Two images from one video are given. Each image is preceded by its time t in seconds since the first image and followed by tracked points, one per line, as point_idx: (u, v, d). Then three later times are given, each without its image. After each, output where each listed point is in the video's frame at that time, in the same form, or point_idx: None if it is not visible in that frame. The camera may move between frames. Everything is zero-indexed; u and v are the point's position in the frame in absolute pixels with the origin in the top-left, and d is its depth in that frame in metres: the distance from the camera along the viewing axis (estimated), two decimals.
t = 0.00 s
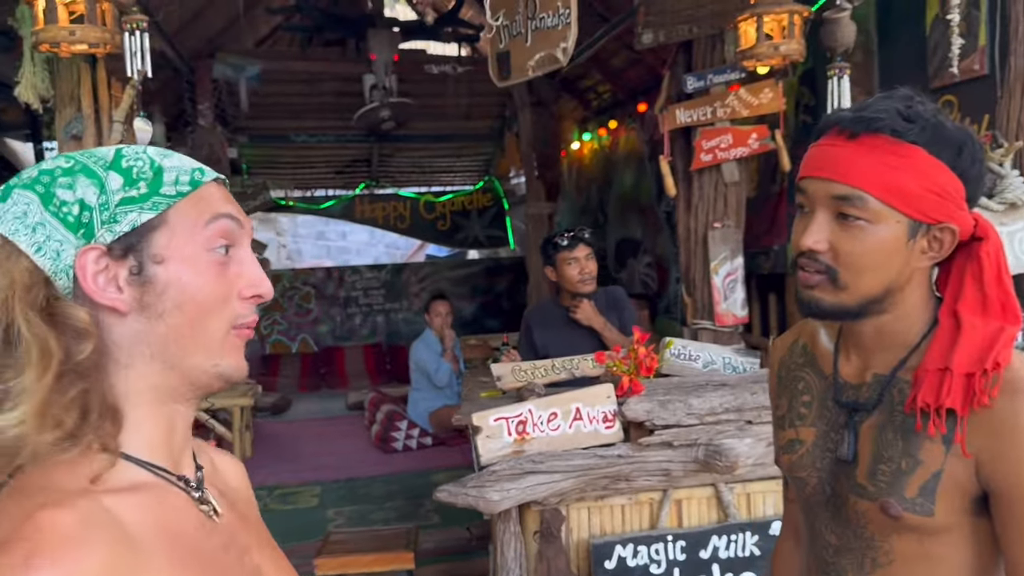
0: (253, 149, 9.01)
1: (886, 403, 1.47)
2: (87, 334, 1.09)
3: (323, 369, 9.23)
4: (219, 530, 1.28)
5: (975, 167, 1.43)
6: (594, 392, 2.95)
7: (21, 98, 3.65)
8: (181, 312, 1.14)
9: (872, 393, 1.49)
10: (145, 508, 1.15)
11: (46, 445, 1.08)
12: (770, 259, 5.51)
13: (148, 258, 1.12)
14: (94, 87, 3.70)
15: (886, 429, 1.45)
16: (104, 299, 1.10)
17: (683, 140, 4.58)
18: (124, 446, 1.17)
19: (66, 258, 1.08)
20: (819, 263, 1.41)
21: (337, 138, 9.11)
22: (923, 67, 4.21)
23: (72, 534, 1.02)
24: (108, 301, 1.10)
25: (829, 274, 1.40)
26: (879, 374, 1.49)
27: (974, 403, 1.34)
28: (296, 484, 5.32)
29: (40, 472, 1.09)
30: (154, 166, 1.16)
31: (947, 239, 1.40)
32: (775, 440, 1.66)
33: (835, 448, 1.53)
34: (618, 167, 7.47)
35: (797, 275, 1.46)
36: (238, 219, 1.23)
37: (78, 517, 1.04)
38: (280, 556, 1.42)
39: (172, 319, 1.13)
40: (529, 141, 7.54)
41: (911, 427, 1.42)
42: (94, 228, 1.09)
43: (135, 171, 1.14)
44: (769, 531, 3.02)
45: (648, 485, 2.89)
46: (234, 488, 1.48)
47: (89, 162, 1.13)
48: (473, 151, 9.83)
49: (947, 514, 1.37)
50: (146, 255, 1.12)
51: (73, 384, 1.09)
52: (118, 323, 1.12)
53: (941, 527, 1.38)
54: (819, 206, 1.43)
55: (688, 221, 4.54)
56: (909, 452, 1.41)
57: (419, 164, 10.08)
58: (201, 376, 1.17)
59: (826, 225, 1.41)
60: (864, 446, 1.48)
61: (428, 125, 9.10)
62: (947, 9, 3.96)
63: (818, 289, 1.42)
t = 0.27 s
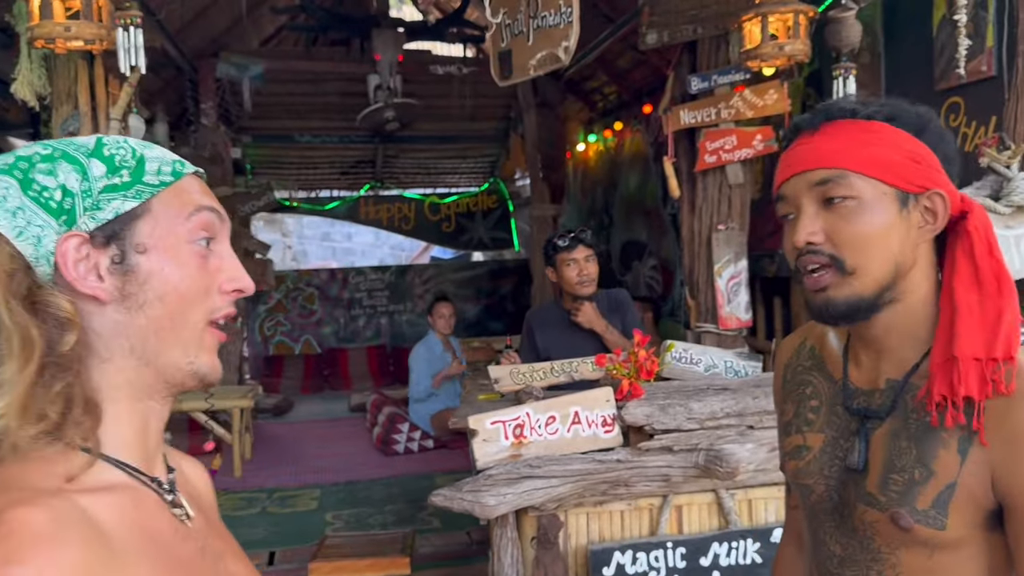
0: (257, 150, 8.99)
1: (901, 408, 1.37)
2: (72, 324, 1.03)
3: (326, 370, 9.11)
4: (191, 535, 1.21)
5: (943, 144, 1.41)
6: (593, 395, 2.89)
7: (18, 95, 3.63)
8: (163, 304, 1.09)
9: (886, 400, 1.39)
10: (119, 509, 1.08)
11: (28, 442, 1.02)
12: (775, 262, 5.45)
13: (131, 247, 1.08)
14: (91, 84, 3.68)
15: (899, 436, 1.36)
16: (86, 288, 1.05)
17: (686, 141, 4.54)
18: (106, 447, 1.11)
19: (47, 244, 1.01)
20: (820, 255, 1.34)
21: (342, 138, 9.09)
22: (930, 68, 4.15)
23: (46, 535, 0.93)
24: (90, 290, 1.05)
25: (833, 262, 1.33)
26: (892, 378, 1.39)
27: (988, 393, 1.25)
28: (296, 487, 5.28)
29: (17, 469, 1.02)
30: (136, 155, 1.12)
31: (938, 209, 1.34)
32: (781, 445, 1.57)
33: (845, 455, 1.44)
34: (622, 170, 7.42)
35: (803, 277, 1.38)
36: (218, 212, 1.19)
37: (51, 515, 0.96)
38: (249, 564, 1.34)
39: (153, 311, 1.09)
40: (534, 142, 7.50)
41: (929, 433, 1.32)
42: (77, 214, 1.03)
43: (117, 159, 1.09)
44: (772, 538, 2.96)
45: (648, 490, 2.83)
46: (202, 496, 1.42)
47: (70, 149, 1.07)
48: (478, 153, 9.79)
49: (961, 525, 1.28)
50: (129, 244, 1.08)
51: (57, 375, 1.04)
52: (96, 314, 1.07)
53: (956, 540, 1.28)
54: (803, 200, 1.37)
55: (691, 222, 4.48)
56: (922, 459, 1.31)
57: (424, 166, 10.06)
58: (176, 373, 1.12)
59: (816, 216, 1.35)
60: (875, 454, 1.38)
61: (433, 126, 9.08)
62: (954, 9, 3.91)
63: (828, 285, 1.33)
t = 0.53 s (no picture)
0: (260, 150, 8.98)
1: (890, 402, 1.37)
2: (77, 313, 1.02)
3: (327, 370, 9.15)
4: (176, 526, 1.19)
5: (906, 147, 1.43)
6: (594, 396, 2.88)
7: (20, 94, 3.64)
8: (162, 297, 1.08)
9: (874, 392, 1.40)
10: (111, 498, 1.07)
11: (28, 427, 1.01)
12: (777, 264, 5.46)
13: (134, 241, 1.07)
14: (94, 83, 3.68)
15: (888, 428, 1.36)
16: (89, 279, 1.04)
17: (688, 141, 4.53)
18: (102, 438, 1.11)
19: (54, 233, 1.00)
20: (795, 249, 1.35)
21: (344, 139, 9.10)
22: (933, 70, 4.14)
23: (48, 521, 0.92)
24: (93, 281, 1.04)
25: (808, 255, 1.34)
26: (880, 373, 1.39)
27: (973, 376, 1.24)
28: (296, 487, 5.27)
29: (16, 454, 1.00)
30: (142, 152, 1.11)
31: (906, 201, 1.34)
32: (774, 445, 1.56)
33: (837, 451, 1.44)
34: (625, 171, 7.41)
35: (779, 276, 1.39)
36: (216, 211, 1.19)
37: (52, 502, 0.95)
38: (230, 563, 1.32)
39: (153, 304, 1.08)
40: (536, 143, 7.50)
41: (919, 425, 1.32)
42: (83, 206, 1.02)
43: (124, 154, 1.08)
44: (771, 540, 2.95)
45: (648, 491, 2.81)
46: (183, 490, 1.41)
47: (77, 142, 1.06)
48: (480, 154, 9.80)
49: (953, 513, 1.26)
50: (132, 238, 1.07)
51: (59, 361, 1.03)
52: (96, 305, 1.05)
53: (948, 527, 1.27)
54: (775, 201, 1.39)
55: (693, 224, 4.48)
56: (912, 448, 1.31)
57: (427, 167, 10.05)
58: (174, 365, 1.12)
59: (787, 214, 1.37)
60: (867, 447, 1.38)
61: (435, 127, 9.09)
62: (957, 10, 3.90)
63: (808, 279, 1.34)
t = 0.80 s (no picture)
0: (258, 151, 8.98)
1: (848, 389, 1.38)
2: (78, 310, 1.03)
3: (325, 372, 9.24)
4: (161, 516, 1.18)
5: (890, 163, 1.44)
6: (590, 396, 2.90)
7: (18, 93, 3.67)
8: (152, 298, 1.08)
9: (834, 380, 1.40)
10: (107, 491, 1.06)
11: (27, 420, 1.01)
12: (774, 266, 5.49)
13: (128, 243, 1.07)
14: (91, 82, 3.68)
15: (847, 417, 1.37)
16: (84, 278, 1.03)
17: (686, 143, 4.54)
18: (94, 434, 1.09)
19: (54, 233, 1.01)
20: (766, 226, 1.37)
21: (343, 140, 9.10)
22: (930, 73, 4.15)
23: (52, 515, 0.92)
24: (88, 280, 1.03)
25: (777, 234, 1.36)
26: (840, 361, 1.39)
27: (923, 363, 1.26)
28: (294, 488, 5.28)
29: (16, 447, 0.99)
30: (138, 157, 1.11)
31: (877, 206, 1.35)
32: (746, 443, 1.55)
33: (802, 440, 1.44)
34: (623, 173, 7.42)
35: (750, 250, 1.41)
36: (204, 216, 1.19)
37: (54, 496, 0.95)
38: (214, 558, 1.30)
39: (144, 305, 1.07)
40: (534, 145, 7.51)
41: (875, 409, 1.33)
42: (81, 207, 1.03)
43: (121, 158, 1.09)
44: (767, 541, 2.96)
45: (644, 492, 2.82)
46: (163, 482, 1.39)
47: (75, 144, 1.07)
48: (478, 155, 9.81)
49: (913, 491, 1.28)
50: (127, 240, 1.06)
51: (58, 358, 1.03)
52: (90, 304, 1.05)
53: (908, 507, 1.28)
54: (757, 184, 1.41)
55: (691, 226, 4.48)
56: (869, 433, 1.32)
57: (425, 168, 10.06)
58: (159, 364, 1.10)
59: (765, 193, 1.39)
60: (830, 434, 1.39)
61: (433, 128, 9.11)
62: (954, 14, 3.91)
63: (771, 254, 1.37)
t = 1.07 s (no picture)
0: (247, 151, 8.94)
1: (798, 377, 1.46)
2: (71, 306, 1.00)
3: (315, 372, 9.20)
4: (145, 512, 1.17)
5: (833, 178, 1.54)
6: (580, 397, 2.91)
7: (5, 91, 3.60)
8: (137, 293, 1.06)
9: (787, 371, 1.48)
10: (95, 488, 1.05)
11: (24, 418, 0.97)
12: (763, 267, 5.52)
13: (111, 240, 1.05)
14: (80, 81, 3.67)
15: (801, 402, 1.44)
16: (72, 275, 1.01)
17: (675, 145, 4.55)
18: (83, 431, 1.09)
19: (42, 232, 0.98)
20: (724, 230, 1.45)
21: (333, 140, 9.09)
22: (918, 76, 4.18)
23: (42, 509, 0.92)
24: (75, 278, 1.01)
25: (734, 236, 1.44)
26: (792, 352, 1.47)
27: (862, 346, 1.35)
28: (283, 489, 5.27)
29: None
30: (111, 157, 1.10)
31: (823, 211, 1.43)
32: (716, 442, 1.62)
33: (765, 431, 1.51)
34: (613, 175, 7.45)
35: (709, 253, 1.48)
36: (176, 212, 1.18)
37: (43, 492, 0.95)
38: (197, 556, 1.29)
39: (129, 300, 1.05)
40: (525, 146, 7.52)
41: (823, 391, 1.41)
42: (64, 207, 1.00)
43: (96, 159, 1.07)
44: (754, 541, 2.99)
45: (633, 492, 2.83)
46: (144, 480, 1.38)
47: (49, 147, 1.05)
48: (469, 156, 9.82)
49: (866, 465, 1.36)
50: (109, 237, 1.05)
51: (52, 356, 1.00)
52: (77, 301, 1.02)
53: (863, 481, 1.36)
54: (713, 193, 1.50)
55: (681, 227, 4.51)
56: (821, 415, 1.40)
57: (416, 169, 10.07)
58: (144, 359, 1.09)
59: (722, 201, 1.46)
60: (788, 421, 1.47)
61: (423, 129, 9.12)
62: (942, 17, 3.94)
63: (728, 254, 1.44)
